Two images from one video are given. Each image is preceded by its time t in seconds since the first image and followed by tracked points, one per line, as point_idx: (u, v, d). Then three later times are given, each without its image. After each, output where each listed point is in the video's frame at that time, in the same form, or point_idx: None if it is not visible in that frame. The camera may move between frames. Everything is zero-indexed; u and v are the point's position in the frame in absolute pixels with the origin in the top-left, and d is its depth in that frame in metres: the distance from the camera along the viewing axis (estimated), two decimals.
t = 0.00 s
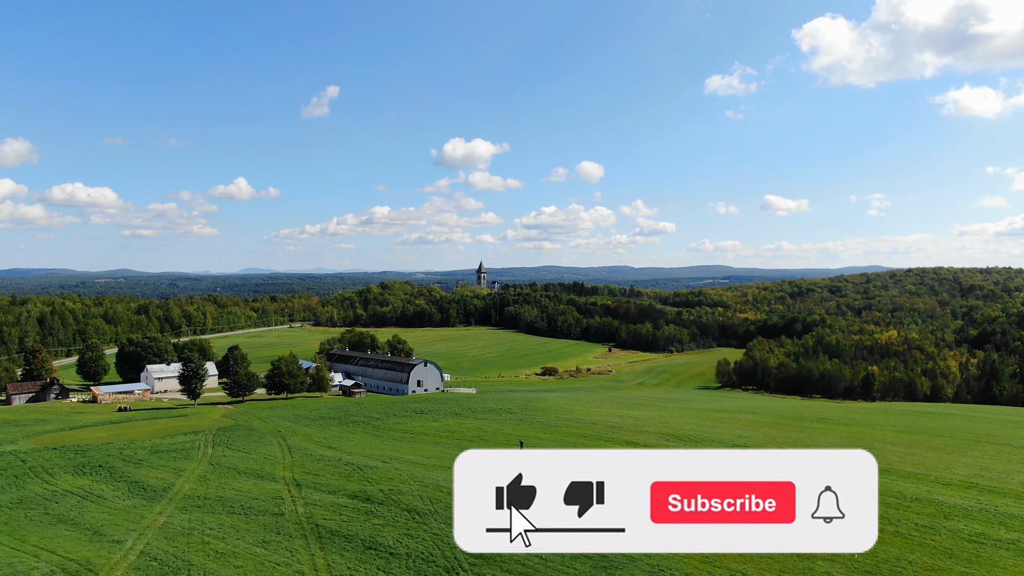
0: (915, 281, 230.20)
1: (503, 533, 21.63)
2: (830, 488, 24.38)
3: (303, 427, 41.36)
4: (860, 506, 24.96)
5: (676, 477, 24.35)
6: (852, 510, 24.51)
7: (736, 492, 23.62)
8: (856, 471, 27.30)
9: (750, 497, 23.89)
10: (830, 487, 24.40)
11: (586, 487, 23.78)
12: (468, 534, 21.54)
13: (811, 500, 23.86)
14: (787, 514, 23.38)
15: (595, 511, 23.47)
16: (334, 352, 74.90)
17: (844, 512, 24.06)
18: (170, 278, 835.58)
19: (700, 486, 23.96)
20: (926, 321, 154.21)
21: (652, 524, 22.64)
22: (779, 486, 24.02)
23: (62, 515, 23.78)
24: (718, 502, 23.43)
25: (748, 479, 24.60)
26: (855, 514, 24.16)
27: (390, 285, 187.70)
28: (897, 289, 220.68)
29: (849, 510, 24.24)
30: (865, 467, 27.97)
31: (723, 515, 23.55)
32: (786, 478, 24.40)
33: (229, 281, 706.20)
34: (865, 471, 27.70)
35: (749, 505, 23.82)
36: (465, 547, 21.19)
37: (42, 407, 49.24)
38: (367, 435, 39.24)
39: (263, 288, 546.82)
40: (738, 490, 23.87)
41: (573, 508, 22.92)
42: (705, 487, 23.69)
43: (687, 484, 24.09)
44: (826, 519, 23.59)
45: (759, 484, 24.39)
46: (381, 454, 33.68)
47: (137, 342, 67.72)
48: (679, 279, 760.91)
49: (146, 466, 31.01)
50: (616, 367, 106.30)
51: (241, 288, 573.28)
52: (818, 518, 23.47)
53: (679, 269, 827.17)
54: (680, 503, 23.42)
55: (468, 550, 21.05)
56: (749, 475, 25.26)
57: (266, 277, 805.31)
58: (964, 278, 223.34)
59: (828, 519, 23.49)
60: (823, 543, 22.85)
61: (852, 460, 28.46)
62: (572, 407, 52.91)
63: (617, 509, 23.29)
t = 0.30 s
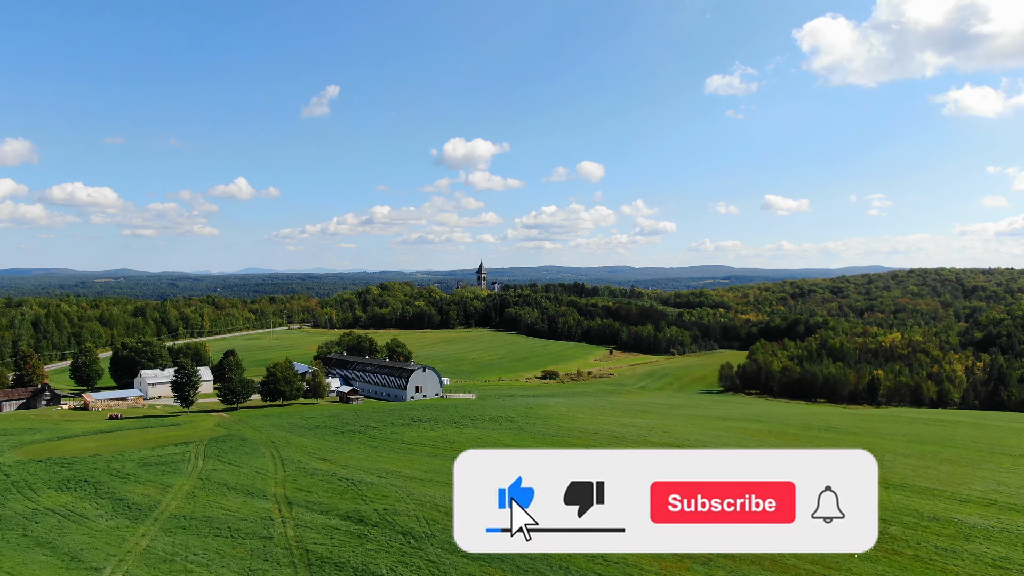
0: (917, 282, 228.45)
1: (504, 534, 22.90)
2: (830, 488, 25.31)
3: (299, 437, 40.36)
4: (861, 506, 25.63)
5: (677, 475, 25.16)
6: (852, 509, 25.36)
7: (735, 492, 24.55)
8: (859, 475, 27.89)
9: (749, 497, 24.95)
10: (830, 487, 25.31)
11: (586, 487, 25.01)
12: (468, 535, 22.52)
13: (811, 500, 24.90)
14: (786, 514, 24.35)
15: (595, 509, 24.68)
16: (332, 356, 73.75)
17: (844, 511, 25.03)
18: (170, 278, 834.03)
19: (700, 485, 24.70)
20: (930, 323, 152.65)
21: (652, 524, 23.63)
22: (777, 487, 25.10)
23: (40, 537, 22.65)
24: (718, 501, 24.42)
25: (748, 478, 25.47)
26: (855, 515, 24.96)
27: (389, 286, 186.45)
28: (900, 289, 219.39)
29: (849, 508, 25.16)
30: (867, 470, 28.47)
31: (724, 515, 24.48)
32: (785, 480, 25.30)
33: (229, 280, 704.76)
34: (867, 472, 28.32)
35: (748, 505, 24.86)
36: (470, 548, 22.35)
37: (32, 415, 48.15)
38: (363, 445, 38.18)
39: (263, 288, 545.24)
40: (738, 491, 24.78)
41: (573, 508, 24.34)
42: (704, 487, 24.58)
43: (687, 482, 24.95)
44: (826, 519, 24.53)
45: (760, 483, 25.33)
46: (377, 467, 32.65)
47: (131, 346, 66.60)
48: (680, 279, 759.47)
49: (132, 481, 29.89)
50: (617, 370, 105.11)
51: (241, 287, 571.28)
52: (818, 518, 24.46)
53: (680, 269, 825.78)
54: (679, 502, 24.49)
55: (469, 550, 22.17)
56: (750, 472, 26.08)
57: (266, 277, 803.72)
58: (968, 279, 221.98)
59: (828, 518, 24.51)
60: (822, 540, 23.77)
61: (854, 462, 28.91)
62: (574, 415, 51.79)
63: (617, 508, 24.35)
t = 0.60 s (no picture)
0: (919, 283, 227.11)
1: (504, 533, 23.82)
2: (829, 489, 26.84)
3: (293, 447, 39.34)
4: (859, 507, 26.91)
5: (677, 477, 26.88)
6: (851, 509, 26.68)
7: (737, 492, 26.14)
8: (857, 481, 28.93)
9: (750, 497, 26.55)
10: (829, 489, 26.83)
11: (586, 488, 27.02)
12: (468, 535, 23.83)
13: (810, 501, 26.33)
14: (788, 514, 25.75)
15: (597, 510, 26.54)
16: (329, 361, 72.72)
17: (844, 512, 26.32)
18: (170, 278, 832.61)
19: (700, 486, 26.42)
20: (933, 325, 151.64)
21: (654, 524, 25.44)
22: (780, 488, 26.50)
23: (15, 562, 21.50)
24: (719, 501, 25.98)
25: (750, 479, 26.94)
26: (855, 515, 26.32)
27: (389, 287, 185.32)
28: (901, 290, 218.18)
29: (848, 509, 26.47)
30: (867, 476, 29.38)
31: (724, 515, 26.08)
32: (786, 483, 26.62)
33: (229, 280, 703.51)
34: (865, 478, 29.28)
35: (748, 505, 26.43)
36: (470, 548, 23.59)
37: (22, 422, 47.11)
38: (359, 457, 37.17)
39: (263, 288, 544.01)
40: (738, 492, 26.41)
41: (574, 508, 26.09)
42: (705, 487, 26.25)
43: (689, 483, 26.67)
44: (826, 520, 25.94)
45: (761, 484, 26.76)
46: (373, 482, 31.61)
47: (124, 351, 65.39)
48: (680, 279, 758.67)
49: (117, 497, 28.81)
50: (618, 373, 104.08)
51: (240, 288, 569.43)
52: (818, 518, 25.91)
53: (680, 269, 824.52)
54: (680, 502, 26.39)
55: (469, 550, 23.49)
56: (749, 473, 27.64)
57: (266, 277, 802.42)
58: (970, 280, 220.91)
59: (828, 518, 25.88)
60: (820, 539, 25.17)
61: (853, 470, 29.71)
62: (575, 423, 50.75)
63: (617, 508, 26.10)
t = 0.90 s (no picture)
0: (922, 284, 225.90)
1: (502, 536, 24.26)
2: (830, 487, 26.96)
3: (287, 458, 38.20)
4: (857, 508, 27.38)
5: (679, 476, 26.66)
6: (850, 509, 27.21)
7: (736, 493, 26.48)
8: (857, 479, 29.27)
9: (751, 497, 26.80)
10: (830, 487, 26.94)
11: (586, 487, 26.20)
12: (468, 534, 24.48)
13: (812, 501, 26.65)
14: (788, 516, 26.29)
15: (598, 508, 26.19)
16: (327, 366, 71.59)
17: (844, 512, 26.89)
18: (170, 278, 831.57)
19: (700, 486, 26.27)
20: (936, 327, 150.36)
21: (654, 524, 25.36)
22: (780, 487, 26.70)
23: None
24: (719, 502, 26.30)
25: (751, 479, 27.06)
26: (854, 516, 26.81)
27: (389, 288, 184.13)
28: (904, 292, 216.96)
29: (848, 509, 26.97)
30: (866, 475, 29.75)
31: (721, 514, 26.50)
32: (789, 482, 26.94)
33: (229, 280, 702.80)
34: (866, 479, 29.71)
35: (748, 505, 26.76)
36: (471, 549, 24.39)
37: (10, 431, 46.02)
38: (354, 470, 36.05)
39: (263, 288, 542.99)
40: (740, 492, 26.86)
41: (574, 508, 25.85)
42: (706, 488, 26.27)
43: (690, 482, 26.47)
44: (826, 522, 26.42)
45: (762, 484, 26.87)
46: (367, 498, 30.42)
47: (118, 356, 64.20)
48: (680, 279, 757.44)
49: (101, 515, 27.64)
50: (620, 377, 102.91)
51: (240, 287, 568.04)
52: (818, 518, 26.28)
53: (680, 270, 823.24)
54: (681, 502, 26.21)
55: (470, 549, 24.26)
56: (751, 473, 27.64)
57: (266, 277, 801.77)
58: (973, 281, 219.67)
59: (829, 519, 26.34)
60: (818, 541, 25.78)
61: (855, 468, 29.98)
62: (577, 431, 49.58)
63: (617, 508, 25.81)
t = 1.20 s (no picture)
0: (924, 285, 224.77)
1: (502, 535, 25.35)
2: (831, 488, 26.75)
3: (281, 470, 37.17)
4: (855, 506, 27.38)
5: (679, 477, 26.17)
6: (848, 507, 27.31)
7: (730, 492, 26.12)
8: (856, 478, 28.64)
9: (743, 497, 26.79)
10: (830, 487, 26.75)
11: (586, 487, 26.96)
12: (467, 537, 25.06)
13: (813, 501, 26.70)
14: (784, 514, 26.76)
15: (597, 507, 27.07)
16: (324, 371, 70.50)
17: (844, 512, 26.93)
18: (170, 278, 830.56)
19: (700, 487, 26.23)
20: (939, 329, 149.20)
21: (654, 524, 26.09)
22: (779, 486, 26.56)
23: None
24: (714, 502, 26.26)
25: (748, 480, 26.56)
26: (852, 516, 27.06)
27: (388, 290, 182.98)
28: (906, 293, 215.60)
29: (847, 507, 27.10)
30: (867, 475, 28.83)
31: (714, 513, 26.63)
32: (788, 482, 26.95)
33: (229, 281, 702.00)
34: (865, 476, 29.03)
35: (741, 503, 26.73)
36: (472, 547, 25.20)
37: None
38: (349, 483, 34.90)
39: (263, 288, 542.20)
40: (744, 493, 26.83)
41: (574, 508, 26.85)
42: (703, 488, 26.19)
43: (688, 484, 26.28)
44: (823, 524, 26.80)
45: (757, 487, 26.51)
46: (363, 515, 29.33)
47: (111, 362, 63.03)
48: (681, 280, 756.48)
49: (85, 535, 26.46)
50: (621, 380, 101.83)
51: (240, 288, 566.83)
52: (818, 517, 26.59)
53: (681, 270, 821.92)
54: (678, 501, 26.45)
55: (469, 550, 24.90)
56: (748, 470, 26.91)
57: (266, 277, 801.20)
58: (975, 282, 218.33)
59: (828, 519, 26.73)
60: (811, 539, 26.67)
61: (854, 465, 29.13)
62: (579, 440, 48.42)
63: (616, 508, 26.63)
